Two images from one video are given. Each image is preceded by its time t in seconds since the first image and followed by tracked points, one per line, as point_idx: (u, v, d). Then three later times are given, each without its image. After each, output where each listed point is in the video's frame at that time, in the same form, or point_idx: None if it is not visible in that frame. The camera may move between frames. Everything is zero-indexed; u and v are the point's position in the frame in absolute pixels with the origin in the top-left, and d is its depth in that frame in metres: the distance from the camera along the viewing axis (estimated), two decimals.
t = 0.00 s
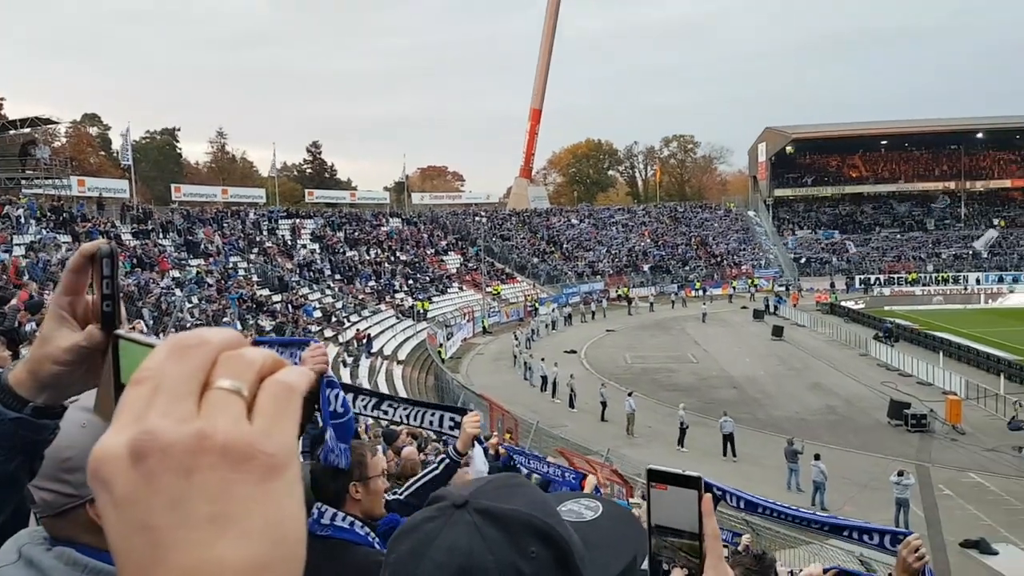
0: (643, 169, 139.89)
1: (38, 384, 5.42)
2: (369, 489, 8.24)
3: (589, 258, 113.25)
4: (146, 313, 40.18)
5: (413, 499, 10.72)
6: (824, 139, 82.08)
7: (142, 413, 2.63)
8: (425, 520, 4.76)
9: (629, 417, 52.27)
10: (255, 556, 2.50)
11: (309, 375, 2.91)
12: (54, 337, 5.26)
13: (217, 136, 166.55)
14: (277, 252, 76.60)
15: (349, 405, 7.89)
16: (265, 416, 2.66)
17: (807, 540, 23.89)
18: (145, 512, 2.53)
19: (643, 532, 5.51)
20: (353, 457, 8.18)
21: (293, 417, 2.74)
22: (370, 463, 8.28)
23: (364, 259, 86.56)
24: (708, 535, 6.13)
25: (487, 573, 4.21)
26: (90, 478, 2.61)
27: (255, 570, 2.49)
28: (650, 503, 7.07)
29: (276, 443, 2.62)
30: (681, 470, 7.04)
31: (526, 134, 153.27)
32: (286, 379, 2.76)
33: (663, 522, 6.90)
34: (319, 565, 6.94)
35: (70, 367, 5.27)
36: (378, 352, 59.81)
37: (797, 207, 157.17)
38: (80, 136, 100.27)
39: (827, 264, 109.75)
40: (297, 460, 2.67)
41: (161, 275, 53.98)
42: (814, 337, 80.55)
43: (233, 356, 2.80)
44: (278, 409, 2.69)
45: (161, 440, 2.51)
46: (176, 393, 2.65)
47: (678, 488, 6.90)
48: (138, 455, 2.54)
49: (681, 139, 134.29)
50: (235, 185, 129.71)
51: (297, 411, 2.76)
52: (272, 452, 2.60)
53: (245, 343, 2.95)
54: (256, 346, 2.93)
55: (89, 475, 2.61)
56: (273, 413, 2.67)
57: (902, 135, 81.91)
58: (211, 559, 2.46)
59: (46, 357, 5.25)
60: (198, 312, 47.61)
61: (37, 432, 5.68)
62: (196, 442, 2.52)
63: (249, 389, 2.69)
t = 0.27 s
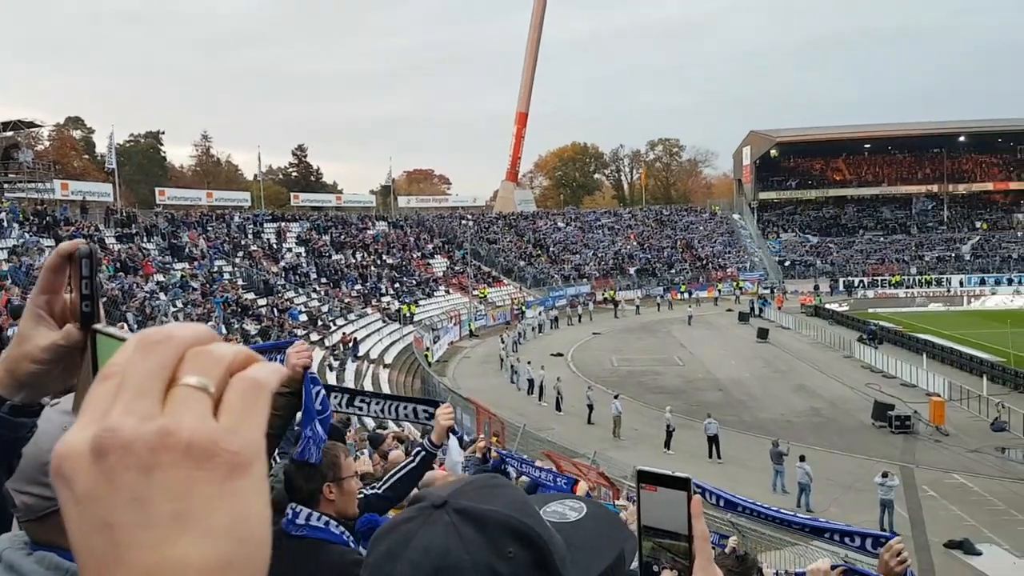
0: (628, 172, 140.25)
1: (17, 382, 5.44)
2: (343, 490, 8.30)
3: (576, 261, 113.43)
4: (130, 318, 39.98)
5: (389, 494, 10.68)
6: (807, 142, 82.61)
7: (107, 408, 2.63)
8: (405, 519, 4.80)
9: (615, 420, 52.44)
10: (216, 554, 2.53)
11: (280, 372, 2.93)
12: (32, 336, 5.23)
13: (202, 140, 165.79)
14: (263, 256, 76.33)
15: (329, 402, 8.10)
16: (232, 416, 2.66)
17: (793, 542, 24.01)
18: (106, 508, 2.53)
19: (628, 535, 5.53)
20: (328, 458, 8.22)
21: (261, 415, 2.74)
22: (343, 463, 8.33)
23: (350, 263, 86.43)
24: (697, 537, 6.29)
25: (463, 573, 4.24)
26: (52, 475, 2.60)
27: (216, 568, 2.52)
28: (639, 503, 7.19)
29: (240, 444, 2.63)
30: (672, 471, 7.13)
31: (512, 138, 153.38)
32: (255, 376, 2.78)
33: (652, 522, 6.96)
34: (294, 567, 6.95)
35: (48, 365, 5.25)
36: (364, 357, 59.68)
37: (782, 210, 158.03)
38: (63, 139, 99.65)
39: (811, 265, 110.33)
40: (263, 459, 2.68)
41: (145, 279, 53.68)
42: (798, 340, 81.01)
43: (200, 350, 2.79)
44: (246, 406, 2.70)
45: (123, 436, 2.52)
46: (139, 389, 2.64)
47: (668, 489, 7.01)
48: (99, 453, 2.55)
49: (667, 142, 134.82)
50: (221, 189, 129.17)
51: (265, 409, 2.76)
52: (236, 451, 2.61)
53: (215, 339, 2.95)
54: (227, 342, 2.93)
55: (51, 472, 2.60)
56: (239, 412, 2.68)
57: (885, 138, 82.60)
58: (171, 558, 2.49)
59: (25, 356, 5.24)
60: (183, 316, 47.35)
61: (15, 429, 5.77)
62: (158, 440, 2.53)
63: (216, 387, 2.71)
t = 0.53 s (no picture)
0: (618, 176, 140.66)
1: None
2: (326, 494, 8.26)
3: (567, 266, 113.56)
4: (121, 325, 39.88)
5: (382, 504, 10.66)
6: (797, 147, 83.09)
7: (58, 416, 2.65)
8: (382, 530, 4.82)
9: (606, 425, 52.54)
10: (169, 561, 2.55)
11: (237, 380, 3.00)
12: (13, 345, 5.21)
13: (193, 146, 165.52)
14: (254, 262, 76.23)
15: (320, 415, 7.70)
16: (187, 421, 2.71)
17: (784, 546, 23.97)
18: (55, 516, 2.55)
19: (613, 541, 5.58)
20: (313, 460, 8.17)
21: (214, 421, 2.82)
22: (328, 467, 8.27)
23: (341, 268, 86.39)
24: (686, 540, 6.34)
25: None
26: (3, 484, 2.62)
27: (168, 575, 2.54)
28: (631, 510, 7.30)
29: (191, 450, 2.67)
30: (662, 478, 7.30)
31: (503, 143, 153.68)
32: (211, 384, 2.86)
33: (643, 528, 7.04)
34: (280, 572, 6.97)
35: (30, 373, 5.18)
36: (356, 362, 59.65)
37: (772, 215, 158.73)
38: (53, 146, 99.44)
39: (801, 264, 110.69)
40: (215, 468, 2.74)
41: (135, 285, 53.55)
42: (789, 344, 81.31)
43: (155, 360, 2.86)
44: (198, 414, 2.76)
45: (73, 445, 2.54)
46: (91, 397, 2.68)
47: (658, 495, 7.18)
48: (49, 461, 2.56)
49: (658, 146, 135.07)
50: (212, 195, 128.96)
51: (217, 415, 2.83)
52: (186, 460, 2.65)
53: (171, 348, 3.03)
54: (185, 351, 3.01)
55: (3, 480, 2.62)
56: (193, 416, 2.75)
57: (873, 143, 83.12)
58: (124, 563, 2.51)
59: (7, 363, 5.17)
60: (172, 323, 47.16)
61: None
62: (108, 448, 2.56)
63: (170, 396, 2.77)
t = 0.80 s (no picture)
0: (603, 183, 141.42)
1: None
2: (311, 503, 8.20)
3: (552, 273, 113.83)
4: (104, 333, 39.65)
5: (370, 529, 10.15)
6: (779, 154, 83.83)
7: (10, 426, 2.66)
8: (362, 539, 4.79)
9: (592, 431, 52.62)
10: None
11: (200, 392, 3.04)
12: None
13: (176, 153, 164.71)
14: (238, 269, 75.96)
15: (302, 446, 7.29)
16: (142, 432, 2.74)
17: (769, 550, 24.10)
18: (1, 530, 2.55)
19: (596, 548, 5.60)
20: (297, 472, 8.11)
21: (170, 433, 2.84)
22: (314, 477, 8.21)
23: (326, 275, 86.22)
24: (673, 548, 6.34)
25: None
26: None
27: None
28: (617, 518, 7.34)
29: (144, 462, 2.68)
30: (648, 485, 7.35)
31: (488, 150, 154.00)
32: (172, 394, 2.91)
33: (628, 534, 7.06)
34: None
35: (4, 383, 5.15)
36: (341, 370, 59.46)
37: (755, 221, 159.82)
38: (35, 154, 98.79)
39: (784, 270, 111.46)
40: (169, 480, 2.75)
41: (118, 293, 53.20)
42: (773, 350, 81.77)
43: (114, 369, 2.90)
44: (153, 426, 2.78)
45: (21, 457, 2.54)
46: (46, 408, 2.70)
47: (643, 502, 7.23)
48: None
49: (642, 153, 135.88)
50: (195, 202, 128.41)
51: (173, 428, 2.85)
52: (138, 473, 2.66)
53: (132, 359, 3.06)
54: (145, 362, 3.05)
55: None
56: (148, 428, 2.77)
57: (855, 150, 83.93)
58: None
59: None
60: (156, 331, 46.93)
61: None
62: (57, 459, 2.57)
63: (125, 407, 2.79)
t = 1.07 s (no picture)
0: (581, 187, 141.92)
1: None
2: (299, 515, 8.18)
3: (532, 276, 114.04)
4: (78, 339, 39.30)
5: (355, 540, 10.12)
6: (755, 158, 84.53)
7: None
8: (332, 548, 4.94)
9: (572, 434, 52.87)
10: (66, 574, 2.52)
11: (163, 390, 3.10)
12: None
13: (151, 158, 163.33)
14: (214, 274, 75.49)
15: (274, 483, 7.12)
16: (100, 431, 2.77)
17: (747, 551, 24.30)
18: None
19: (571, 552, 5.61)
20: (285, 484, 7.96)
21: (129, 432, 2.87)
22: (302, 488, 8.04)
23: (304, 280, 85.89)
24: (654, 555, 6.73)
25: None
26: None
27: None
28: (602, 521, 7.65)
29: (99, 462, 2.70)
30: (628, 490, 7.66)
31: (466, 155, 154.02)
32: (133, 391, 2.97)
33: (612, 540, 7.41)
34: None
35: None
36: (320, 374, 59.18)
37: (732, 225, 161.02)
38: (7, 158, 97.55)
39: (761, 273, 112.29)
40: (123, 479, 2.76)
41: (93, 298, 52.70)
42: (751, 352, 82.37)
43: (72, 367, 2.94)
44: (109, 424, 2.81)
45: None
46: None
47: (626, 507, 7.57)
48: None
49: (621, 157, 136.52)
50: (171, 207, 127.36)
51: (131, 426, 2.89)
52: (93, 473, 2.68)
53: (89, 353, 3.10)
54: (104, 358, 3.08)
55: None
56: (109, 427, 2.81)
57: (829, 154, 84.80)
58: None
59: None
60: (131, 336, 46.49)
61: None
62: (7, 458, 2.56)
63: (83, 404, 2.81)
